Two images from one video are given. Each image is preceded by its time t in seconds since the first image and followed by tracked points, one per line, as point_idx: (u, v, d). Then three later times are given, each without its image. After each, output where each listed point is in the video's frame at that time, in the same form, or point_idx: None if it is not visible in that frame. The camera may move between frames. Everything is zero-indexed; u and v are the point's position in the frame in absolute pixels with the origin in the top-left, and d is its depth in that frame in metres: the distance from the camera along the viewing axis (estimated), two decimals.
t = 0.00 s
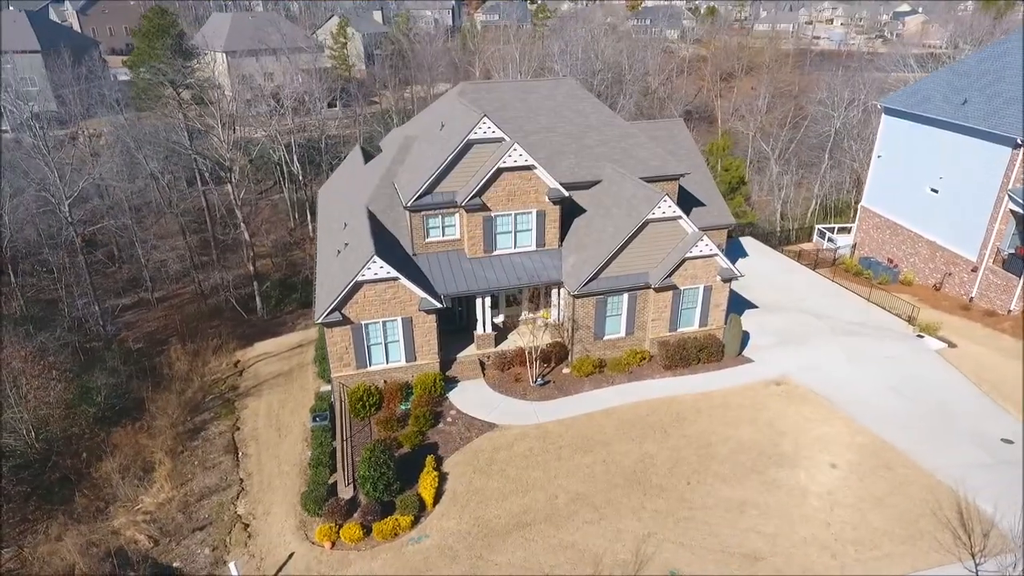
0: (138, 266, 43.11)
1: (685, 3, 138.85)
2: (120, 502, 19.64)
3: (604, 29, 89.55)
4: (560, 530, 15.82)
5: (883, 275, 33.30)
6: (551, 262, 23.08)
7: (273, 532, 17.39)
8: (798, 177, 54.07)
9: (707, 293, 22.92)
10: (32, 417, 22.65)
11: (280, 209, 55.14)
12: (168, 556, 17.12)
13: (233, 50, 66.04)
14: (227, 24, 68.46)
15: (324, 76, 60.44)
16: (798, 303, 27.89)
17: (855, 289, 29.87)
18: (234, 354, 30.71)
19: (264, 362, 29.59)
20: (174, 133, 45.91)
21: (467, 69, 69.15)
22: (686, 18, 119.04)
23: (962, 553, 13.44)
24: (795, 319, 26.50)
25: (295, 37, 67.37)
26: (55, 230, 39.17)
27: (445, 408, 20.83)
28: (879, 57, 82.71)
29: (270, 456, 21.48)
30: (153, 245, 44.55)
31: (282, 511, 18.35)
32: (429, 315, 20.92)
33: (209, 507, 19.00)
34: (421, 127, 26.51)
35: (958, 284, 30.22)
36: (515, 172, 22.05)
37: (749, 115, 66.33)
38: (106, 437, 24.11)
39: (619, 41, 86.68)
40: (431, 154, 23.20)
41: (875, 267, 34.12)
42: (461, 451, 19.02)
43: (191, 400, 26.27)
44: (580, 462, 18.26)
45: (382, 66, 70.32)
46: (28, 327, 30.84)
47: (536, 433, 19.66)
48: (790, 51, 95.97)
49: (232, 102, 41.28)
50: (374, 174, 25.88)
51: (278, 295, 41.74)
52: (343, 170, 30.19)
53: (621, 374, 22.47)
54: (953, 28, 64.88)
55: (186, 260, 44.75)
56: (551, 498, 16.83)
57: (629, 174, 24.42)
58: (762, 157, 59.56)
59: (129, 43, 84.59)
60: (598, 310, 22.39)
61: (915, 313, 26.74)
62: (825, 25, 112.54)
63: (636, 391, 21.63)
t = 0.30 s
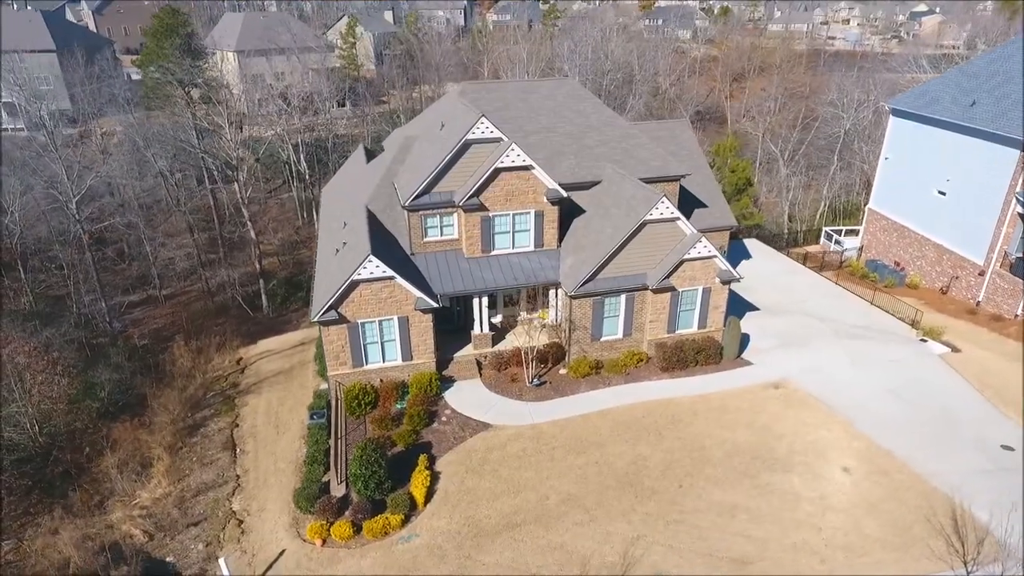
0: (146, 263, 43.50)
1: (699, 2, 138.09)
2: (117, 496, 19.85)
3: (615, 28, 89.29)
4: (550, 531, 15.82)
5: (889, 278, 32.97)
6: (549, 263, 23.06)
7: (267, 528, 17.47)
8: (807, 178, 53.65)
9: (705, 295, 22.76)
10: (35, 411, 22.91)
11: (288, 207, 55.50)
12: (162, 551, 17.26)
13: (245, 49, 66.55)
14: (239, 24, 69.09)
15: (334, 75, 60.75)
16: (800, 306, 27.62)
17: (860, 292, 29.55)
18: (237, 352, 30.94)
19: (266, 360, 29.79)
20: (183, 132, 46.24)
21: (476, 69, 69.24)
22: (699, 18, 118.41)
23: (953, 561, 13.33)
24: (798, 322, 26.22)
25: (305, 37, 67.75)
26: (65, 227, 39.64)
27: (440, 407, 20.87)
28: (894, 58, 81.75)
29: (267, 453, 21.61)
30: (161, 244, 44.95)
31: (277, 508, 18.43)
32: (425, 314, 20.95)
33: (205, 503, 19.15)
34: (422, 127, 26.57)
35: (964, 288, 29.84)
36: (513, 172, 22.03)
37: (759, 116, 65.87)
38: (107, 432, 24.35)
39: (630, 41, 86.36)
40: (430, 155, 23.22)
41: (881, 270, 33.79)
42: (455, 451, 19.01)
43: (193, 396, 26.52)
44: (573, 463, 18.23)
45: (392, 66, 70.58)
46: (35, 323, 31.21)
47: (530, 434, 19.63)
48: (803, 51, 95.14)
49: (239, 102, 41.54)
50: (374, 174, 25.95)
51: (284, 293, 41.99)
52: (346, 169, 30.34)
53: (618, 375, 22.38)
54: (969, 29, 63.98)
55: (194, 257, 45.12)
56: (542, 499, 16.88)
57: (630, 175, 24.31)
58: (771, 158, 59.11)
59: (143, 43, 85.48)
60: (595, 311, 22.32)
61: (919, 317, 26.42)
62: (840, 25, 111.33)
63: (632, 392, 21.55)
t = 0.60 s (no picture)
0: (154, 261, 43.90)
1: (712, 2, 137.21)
2: (113, 491, 20.09)
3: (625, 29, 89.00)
4: (536, 531, 15.83)
5: (894, 281, 32.65)
6: (545, 263, 23.05)
7: (258, 525, 17.58)
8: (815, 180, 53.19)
9: (702, 296, 22.63)
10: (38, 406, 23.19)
11: (295, 205, 55.84)
12: (154, 545, 17.44)
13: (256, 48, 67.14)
14: (250, 23, 69.59)
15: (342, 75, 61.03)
16: (801, 308, 27.35)
17: (862, 295, 29.27)
18: (239, 349, 31.19)
19: (267, 357, 29.99)
20: (191, 131, 46.64)
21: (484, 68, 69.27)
22: (711, 18, 117.62)
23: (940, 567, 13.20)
24: (798, 325, 25.96)
25: (314, 36, 68.11)
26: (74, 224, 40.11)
27: (434, 406, 20.93)
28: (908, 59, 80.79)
29: (263, 449, 21.77)
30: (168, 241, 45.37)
31: (269, 504, 18.54)
32: (420, 313, 21.01)
33: (199, 498, 19.33)
34: (422, 126, 26.62)
35: (969, 291, 29.48)
36: (510, 172, 22.04)
37: (768, 116, 65.38)
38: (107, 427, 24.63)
39: (640, 41, 85.97)
40: (428, 154, 23.26)
41: (886, 273, 33.45)
42: (446, 450, 19.05)
43: (193, 392, 26.76)
44: (564, 464, 18.22)
45: (401, 66, 70.77)
46: (41, 319, 31.58)
47: (522, 434, 19.62)
48: (816, 52, 94.33)
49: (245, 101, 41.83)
50: (374, 173, 25.99)
51: (289, 291, 42.26)
52: (348, 168, 30.46)
53: (612, 377, 22.33)
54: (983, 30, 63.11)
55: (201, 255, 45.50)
56: (530, 500, 16.87)
57: (628, 175, 24.22)
58: (780, 159, 58.68)
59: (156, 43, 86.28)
60: (590, 312, 22.28)
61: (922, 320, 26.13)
62: (855, 24, 110.10)
63: (628, 393, 21.50)
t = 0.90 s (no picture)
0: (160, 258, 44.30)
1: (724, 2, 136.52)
2: (110, 485, 20.32)
3: (634, 29, 88.82)
4: (523, 530, 15.85)
5: (897, 283, 32.44)
6: (540, 263, 23.10)
7: (249, 520, 17.71)
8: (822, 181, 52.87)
9: (698, 296, 22.55)
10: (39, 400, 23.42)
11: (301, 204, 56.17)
12: (148, 539, 17.59)
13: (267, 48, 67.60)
14: (259, 23, 70.05)
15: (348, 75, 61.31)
16: (799, 310, 27.19)
17: (864, 297, 29.03)
18: (240, 346, 31.42)
19: (267, 354, 30.21)
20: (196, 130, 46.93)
21: (491, 68, 69.33)
22: (722, 17, 116.78)
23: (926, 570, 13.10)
24: (795, 327, 25.80)
25: (322, 36, 68.44)
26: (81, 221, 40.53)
27: (427, 405, 21.00)
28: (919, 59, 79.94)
29: (258, 445, 21.94)
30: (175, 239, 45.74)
31: (261, 500, 18.66)
32: (414, 311, 21.09)
33: (193, 493, 19.50)
34: (420, 126, 26.68)
35: (972, 294, 29.14)
36: (505, 171, 22.06)
37: (776, 117, 64.98)
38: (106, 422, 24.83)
39: (649, 40, 85.54)
40: (424, 153, 23.31)
41: (888, 274, 33.24)
42: (437, 448, 19.10)
43: (193, 389, 26.99)
44: (554, 463, 18.25)
45: (408, 66, 70.99)
46: (46, 316, 31.92)
47: (514, 433, 19.65)
48: (827, 52, 93.67)
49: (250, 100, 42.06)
50: (373, 171, 26.08)
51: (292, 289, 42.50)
52: (349, 167, 30.57)
53: (607, 377, 22.31)
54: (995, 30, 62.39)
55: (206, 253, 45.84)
56: (519, 498, 16.92)
57: (625, 175, 24.18)
58: (787, 160, 58.36)
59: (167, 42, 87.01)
60: (585, 311, 22.28)
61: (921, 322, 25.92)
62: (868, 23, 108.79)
63: (622, 393, 21.47)
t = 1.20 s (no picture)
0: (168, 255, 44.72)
1: (737, 2, 135.52)
2: (108, 478, 20.55)
3: (645, 29, 88.51)
4: (511, 528, 15.87)
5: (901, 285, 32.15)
6: (537, 262, 23.11)
7: (242, 515, 17.87)
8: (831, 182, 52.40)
9: (695, 297, 22.46)
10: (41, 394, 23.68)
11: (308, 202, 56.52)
12: (142, 531, 17.76)
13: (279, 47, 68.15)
14: (270, 23, 70.63)
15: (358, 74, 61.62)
16: (799, 312, 26.98)
17: (867, 299, 28.76)
18: (243, 343, 31.68)
19: (269, 351, 30.45)
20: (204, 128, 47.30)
21: (500, 67, 69.37)
22: (734, 17, 116.04)
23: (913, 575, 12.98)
24: (794, 329, 25.62)
25: (332, 36, 68.86)
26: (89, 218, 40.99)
27: (422, 403, 21.09)
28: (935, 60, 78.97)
29: (256, 441, 22.13)
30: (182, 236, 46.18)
31: (255, 495, 18.83)
32: (409, 310, 21.20)
33: (189, 488, 19.69)
34: (420, 125, 26.74)
35: (977, 297, 28.56)
36: (501, 171, 22.11)
37: (787, 117, 64.49)
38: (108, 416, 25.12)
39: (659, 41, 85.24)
40: (422, 152, 23.37)
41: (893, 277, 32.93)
42: (430, 446, 19.17)
43: (194, 384, 27.26)
44: (545, 462, 18.28)
45: (418, 66, 71.23)
46: (54, 310, 32.31)
47: (506, 431, 19.67)
48: (841, 52, 92.76)
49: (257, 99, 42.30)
50: (373, 170, 26.19)
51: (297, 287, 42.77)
52: (351, 165, 30.70)
53: (602, 377, 22.30)
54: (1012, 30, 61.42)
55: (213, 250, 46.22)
56: (509, 497, 16.97)
57: (623, 175, 24.12)
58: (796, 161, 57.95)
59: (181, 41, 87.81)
60: (581, 311, 22.27)
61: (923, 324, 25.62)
62: (884, 23, 107.45)
63: (616, 394, 21.42)
